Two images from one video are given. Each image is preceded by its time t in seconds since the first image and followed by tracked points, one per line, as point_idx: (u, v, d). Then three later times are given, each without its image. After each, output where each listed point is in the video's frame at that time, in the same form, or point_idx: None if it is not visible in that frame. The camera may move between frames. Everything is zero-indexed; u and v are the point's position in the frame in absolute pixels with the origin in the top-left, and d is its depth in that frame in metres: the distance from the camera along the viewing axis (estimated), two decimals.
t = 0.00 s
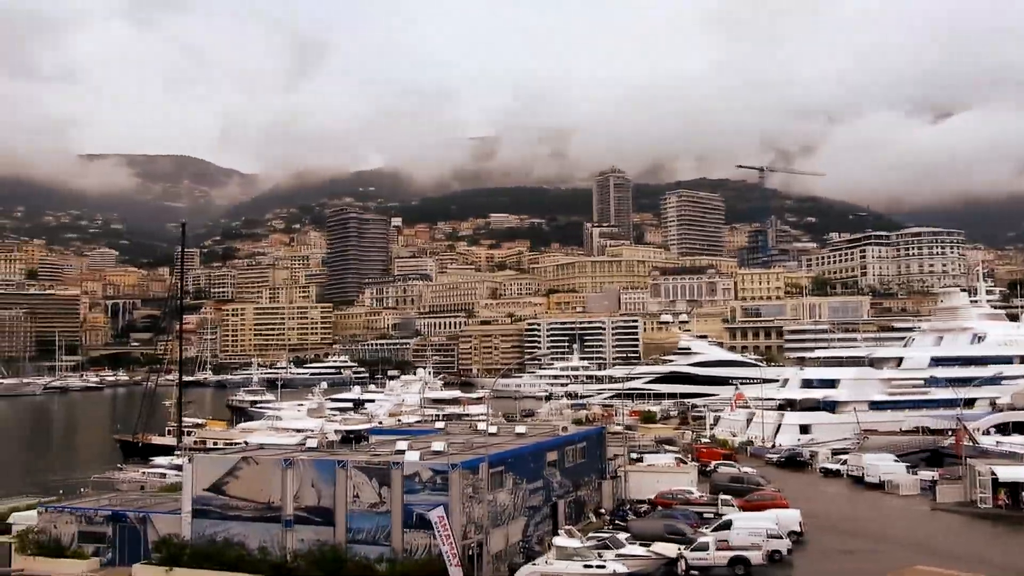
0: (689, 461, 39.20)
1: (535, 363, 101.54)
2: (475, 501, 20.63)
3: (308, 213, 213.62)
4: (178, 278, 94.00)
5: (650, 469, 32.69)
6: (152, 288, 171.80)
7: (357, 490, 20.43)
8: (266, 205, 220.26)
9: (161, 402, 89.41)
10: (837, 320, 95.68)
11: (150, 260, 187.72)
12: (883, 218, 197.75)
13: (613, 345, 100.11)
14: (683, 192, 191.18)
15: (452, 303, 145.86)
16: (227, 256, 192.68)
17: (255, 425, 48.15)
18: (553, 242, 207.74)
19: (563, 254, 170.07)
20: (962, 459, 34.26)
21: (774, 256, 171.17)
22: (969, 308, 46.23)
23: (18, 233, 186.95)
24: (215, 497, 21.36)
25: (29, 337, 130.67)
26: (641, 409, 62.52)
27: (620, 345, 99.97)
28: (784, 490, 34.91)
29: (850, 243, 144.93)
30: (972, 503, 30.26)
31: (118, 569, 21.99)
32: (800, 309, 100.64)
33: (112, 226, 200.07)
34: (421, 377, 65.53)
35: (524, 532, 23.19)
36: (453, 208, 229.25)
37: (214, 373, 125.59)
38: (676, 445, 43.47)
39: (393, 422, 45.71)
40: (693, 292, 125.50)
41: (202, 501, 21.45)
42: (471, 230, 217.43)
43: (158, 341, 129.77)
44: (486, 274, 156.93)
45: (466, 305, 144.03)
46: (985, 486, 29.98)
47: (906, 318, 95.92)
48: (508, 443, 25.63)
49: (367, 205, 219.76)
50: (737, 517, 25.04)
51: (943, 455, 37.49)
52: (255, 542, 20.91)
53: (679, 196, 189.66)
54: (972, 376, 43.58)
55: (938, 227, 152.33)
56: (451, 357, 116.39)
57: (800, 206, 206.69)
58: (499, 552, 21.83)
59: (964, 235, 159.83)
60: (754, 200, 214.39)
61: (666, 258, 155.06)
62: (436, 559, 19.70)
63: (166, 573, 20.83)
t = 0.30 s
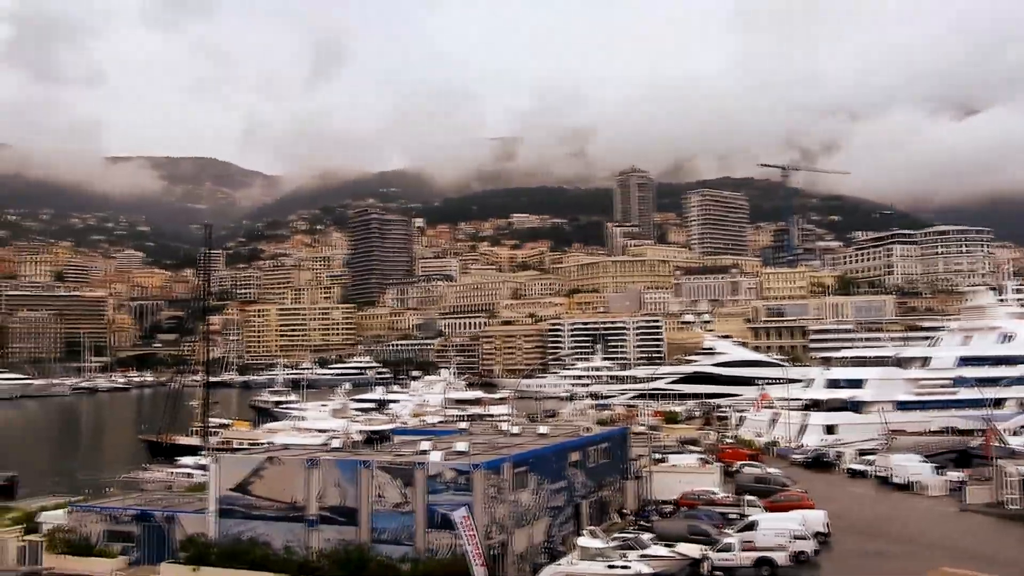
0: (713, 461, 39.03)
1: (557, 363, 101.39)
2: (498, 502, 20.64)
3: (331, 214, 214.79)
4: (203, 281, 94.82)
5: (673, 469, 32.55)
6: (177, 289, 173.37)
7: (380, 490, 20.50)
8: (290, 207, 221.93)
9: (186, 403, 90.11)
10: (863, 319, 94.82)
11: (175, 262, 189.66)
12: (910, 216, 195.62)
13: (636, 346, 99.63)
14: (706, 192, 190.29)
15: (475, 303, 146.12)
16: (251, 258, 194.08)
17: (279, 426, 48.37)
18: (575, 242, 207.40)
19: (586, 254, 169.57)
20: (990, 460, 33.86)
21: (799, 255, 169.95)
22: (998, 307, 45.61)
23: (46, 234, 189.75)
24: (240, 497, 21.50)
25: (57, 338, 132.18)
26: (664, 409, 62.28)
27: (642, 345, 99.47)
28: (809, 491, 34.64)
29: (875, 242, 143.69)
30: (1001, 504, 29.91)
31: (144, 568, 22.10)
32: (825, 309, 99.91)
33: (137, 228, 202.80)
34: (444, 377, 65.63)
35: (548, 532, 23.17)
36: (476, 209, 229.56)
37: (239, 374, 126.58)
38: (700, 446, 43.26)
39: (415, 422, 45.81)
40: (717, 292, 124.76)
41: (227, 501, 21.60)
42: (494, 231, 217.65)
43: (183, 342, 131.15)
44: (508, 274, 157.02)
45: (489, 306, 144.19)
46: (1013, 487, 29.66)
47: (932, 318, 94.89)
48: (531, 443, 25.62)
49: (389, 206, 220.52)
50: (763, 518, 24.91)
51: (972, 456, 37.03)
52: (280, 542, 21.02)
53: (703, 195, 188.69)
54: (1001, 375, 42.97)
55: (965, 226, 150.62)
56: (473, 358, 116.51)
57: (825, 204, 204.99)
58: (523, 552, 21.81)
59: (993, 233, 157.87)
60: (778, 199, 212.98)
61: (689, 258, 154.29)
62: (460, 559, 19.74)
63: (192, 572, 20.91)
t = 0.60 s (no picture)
0: (737, 462, 38.84)
1: (580, 364, 101.34)
2: (521, 502, 20.63)
3: (354, 215, 215.79)
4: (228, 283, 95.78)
5: (696, 470, 32.45)
6: (202, 290, 174.62)
7: (404, 490, 20.56)
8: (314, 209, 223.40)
9: (212, 403, 90.96)
10: (889, 319, 93.99)
11: (199, 263, 191.43)
12: (936, 215, 193.55)
13: (659, 346, 99.25)
14: (728, 192, 189.43)
15: (497, 304, 146.33)
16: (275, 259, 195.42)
17: (304, 426, 48.71)
18: (597, 242, 207.02)
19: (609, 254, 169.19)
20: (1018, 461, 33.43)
21: (823, 254, 168.66)
22: None
23: (74, 236, 192.47)
24: (264, 497, 21.63)
25: (84, 338, 133.56)
26: (688, 409, 62.12)
27: (666, 345, 99.08)
28: (834, 492, 34.39)
29: (901, 241, 142.37)
30: None
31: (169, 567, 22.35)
32: (850, 308, 99.16)
33: (163, 229, 204.96)
34: (467, 377, 65.82)
35: (571, 533, 23.16)
36: (498, 209, 229.76)
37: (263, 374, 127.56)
38: (724, 446, 43.09)
39: (438, 422, 45.98)
40: (740, 292, 124.11)
41: (252, 500, 21.74)
42: (517, 231, 217.77)
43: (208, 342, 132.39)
44: (530, 275, 157.04)
45: (511, 306, 144.35)
46: None
47: (960, 317, 93.89)
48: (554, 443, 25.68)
49: (412, 207, 221.21)
50: (788, 519, 24.75)
51: (999, 457, 36.60)
52: (304, 542, 21.14)
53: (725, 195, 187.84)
54: None
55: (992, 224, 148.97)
56: (496, 358, 116.71)
57: (850, 203, 203.25)
58: (546, 553, 21.82)
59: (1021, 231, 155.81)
60: (802, 198, 211.45)
61: (712, 257, 153.61)
62: (483, 559, 19.76)
63: (218, 572, 21.18)
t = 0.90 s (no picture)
0: (756, 463, 38.67)
1: (598, 364, 101.18)
2: (539, 503, 20.63)
3: (372, 216, 216.53)
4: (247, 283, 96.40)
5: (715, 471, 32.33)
6: (222, 291, 175.70)
7: (422, 490, 20.62)
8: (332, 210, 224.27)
9: (231, 403, 91.47)
10: (909, 320, 93.42)
11: (219, 263, 192.63)
12: (957, 215, 192.05)
13: (677, 347, 98.91)
14: (746, 192, 188.70)
15: (514, 304, 146.42)
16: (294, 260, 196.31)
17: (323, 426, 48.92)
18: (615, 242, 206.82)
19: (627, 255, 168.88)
20: None
21: (843, 254, 167.67)
22: None
23: (95, 237, 194.21)
24: (283, 497, 21.74)
25: (105, 338, 134.57)
26: (706, 410, 61.94)
27: (684, 345, 98.70)
28: (854, 493, 34.17)
29: (922, 242, 141.37)
30: None
31: (189, 565, 22.45)
32: (870, 309, 98.55)
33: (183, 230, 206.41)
34: (485, 378, 65.90)
35: (589, 533, 23.14)
36: (516, 210, 229.88)
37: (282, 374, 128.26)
38: (742, 447, 42.92)
39: (456, 423, 46.04)
40: (759, 292, 123.48)
41: (271, 500, 21.85)
42: (534, 231, 217.84)
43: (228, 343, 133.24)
44: (548, 275, 157.00)
45: (529, 307, 144.39)
46: None
47: (982, 318, 93.14)
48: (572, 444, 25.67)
49: (429, 208, 221.67)
50: (807, 521, 24.60)
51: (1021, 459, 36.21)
52: (323, 541, 21.23)
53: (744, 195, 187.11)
54: None
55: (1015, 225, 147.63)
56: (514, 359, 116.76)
57: (870, 203, 201.93)
58: (564, 553, 21.81)
59: None
60: (821, 198, 210.31)
61: (731, 257, 153.02)
62: (501, 560, 19.77)
63: (237, 571, 21.09)
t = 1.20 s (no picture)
0: (774, 465, 38.48)
1: (615, 365, 101.06)
2: (557, 504, 20.60)
3: (389, 217, 217.12)
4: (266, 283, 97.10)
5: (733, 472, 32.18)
6: (240, 292, 176.80)
7: (439, 491, 20.63)
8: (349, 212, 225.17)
9: (250, 403, 92.13)
10: (930, 320, 92.70)
11: (237, 265, 193.85)
12: (979, 215, 190.38)
13: (694, 347, 98.62)
14: (764, 192, 187.87)
15: (531, 305, 146.48)
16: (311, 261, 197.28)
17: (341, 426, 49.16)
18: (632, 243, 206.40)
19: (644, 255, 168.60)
20: None
21: (862, 254, 166.62)
22: None
23: (115, 239, 196.03)
24: (301, 497, 21.77)
25: (125, 338, 135.79)
26: (725, 411, 61.71)
27: (702, 346, 98.39)
28: (873, 495, 33.92)
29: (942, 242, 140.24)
30: None
31: (208, 565, 22.56)
32: (890, 309, 97.92)
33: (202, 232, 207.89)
34: (502, 379, 65.96)
35: (607, 535, 23.09)
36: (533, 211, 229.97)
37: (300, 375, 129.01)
38: (761, 449, 42.74)
39: (474, 424, 46.13)
40: (778, 293, 122.89)
41: (289, 500, 21.90)
42: (551, 232, 217.82)
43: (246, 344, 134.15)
44: (565, 276, 156.89)
45: (546, 308, 144.46)
46: None
47: (1003, 318, 92.29)
48: (589, 446, 25.62)
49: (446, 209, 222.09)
50: (827, 523, 24.45)
51: None
52: (340, 541, 21.26)
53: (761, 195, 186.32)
54: None
55: None
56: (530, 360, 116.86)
57: (890, 203, 200.48)
58: (582, 555, 21.77)
59: None
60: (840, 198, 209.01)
61: (749, 258, 152.41)
62: (519, 561, 19.76)
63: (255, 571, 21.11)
